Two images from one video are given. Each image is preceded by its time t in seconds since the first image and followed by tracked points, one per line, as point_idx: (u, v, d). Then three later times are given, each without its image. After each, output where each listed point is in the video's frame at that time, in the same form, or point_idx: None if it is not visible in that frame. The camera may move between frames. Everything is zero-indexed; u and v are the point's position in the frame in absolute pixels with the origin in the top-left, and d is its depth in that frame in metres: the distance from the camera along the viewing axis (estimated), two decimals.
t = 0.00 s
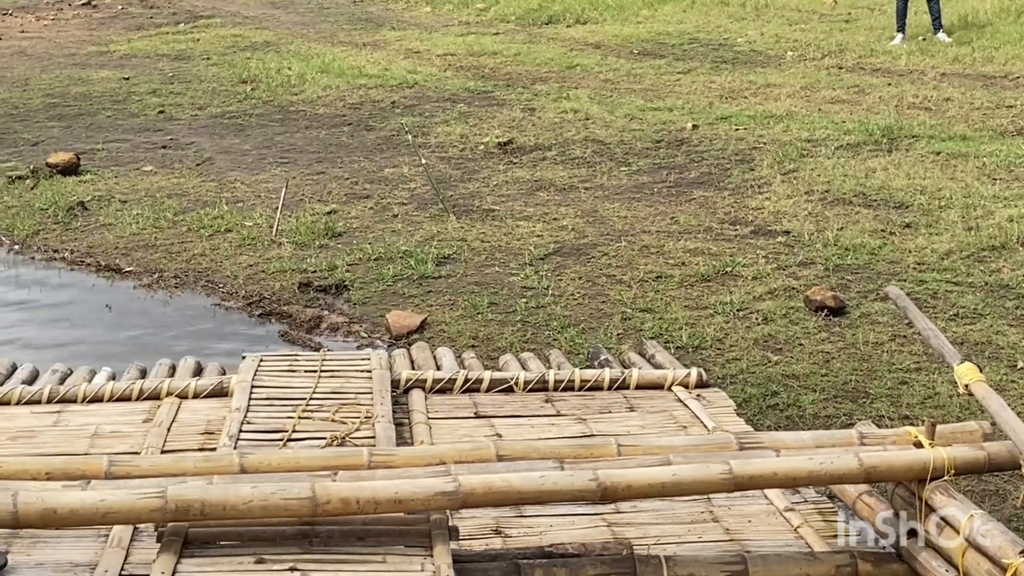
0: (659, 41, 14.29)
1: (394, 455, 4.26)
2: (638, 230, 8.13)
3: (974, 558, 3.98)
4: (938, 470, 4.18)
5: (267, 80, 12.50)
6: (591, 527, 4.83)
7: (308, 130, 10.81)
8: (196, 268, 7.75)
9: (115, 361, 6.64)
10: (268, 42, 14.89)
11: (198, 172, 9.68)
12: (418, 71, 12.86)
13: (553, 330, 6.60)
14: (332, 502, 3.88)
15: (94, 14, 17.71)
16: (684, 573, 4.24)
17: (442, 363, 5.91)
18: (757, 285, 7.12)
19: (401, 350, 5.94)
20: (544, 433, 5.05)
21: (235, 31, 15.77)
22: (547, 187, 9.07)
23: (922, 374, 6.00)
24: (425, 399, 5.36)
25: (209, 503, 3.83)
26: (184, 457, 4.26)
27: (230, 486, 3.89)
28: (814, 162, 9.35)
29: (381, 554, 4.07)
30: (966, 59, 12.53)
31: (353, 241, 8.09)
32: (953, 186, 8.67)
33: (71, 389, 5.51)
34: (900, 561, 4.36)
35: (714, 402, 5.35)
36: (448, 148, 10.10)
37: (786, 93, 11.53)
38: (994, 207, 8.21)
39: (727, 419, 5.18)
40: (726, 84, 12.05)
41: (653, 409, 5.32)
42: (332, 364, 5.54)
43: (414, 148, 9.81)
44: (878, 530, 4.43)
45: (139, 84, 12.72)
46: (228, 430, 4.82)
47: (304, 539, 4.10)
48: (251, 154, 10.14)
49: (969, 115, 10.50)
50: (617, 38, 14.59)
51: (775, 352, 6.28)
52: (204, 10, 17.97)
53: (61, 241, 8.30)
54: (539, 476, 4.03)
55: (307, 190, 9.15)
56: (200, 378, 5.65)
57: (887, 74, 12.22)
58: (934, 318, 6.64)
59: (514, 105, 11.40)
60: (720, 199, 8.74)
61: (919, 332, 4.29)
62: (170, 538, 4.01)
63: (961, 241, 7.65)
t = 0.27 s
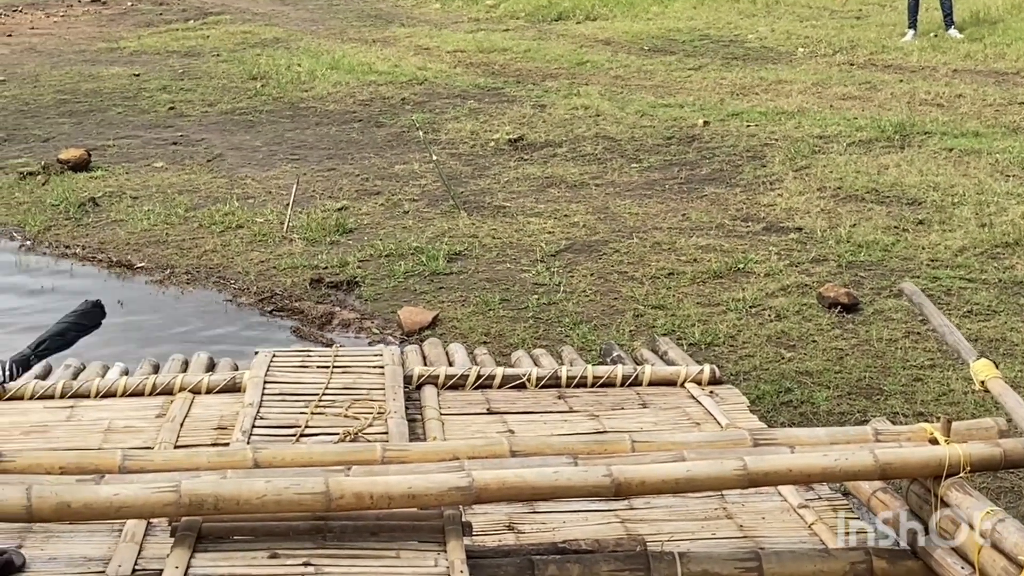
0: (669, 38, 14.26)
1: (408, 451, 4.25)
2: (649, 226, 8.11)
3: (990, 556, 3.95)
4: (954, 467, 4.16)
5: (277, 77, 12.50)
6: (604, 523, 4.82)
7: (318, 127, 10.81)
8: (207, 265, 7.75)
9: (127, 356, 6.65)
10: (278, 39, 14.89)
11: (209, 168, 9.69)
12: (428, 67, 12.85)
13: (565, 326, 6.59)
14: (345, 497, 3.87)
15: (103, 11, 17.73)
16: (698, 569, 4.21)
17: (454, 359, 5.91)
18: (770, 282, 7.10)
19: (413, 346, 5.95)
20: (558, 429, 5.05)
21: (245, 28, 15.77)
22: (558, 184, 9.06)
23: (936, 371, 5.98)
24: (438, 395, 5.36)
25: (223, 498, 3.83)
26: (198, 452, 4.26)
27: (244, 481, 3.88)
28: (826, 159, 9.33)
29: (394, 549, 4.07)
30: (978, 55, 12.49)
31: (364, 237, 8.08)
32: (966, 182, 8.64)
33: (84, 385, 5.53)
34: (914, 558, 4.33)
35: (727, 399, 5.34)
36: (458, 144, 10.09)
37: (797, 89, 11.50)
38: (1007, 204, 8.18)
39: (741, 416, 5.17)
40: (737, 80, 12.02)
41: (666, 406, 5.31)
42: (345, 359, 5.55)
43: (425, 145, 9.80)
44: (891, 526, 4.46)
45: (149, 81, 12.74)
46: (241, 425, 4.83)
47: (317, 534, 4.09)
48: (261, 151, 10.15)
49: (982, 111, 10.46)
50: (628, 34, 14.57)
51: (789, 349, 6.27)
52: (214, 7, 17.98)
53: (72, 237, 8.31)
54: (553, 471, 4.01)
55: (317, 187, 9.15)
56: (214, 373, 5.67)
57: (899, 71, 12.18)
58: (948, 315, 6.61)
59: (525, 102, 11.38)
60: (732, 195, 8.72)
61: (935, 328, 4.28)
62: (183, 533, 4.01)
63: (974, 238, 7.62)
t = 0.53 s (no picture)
0: (679, 35, 14.24)
1: (420, 447, 4.24)
2: (660, 224, 8.11)
3: (1004, 555, 3.94)
4: (968, 466, 4.14)
5: (287, 74, 12.51)
6: (616, 521, 4.82)
7: (328, 124, 10.81)
8: (219, 262, 7.76)
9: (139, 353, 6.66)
10: (288, 36, 14.89)
11: (219, 166, 9.70)
12: (437, 64, 12.84)
13: (576, 324, 6.58)
14: (357, 493, 3.87)
15: (113, 8, 17.75)
16: (710, 567, 4.21)
17: (466, 356, 5.91)
18: (782, 279, 7.09)
19: (425, 344, 5.96)
20: (569, 427, 5.04)
21: (254, 25, 15.78)
22: (568, 181, 9.05)
23: (949, 369, 5.96)
24: (449, 392, 5.38)
25: (235, 493, 3.82)
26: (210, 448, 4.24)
27: (257, 476, 3.88)
28: (838, 156, 9.31)
29: (406, 547, 4.04)
30: (989, 52, 12.44)
31: (375, 234, 8.09)
32: (978, 180, 8.62)
33: (96, 381, 5.54)
34: (927, 557, 4.31)
35: (740, 396, 5.33)
36: (469, 142, 10.09)
37: (808, 86, 11.48)
38: (1020, 202, 8.15)
39: (753, 413, 5.16)
40: (747, 77, 12.00)
41: (678, 404, 5.31)
42: (356, 357, 5.56)
43: (435, 142, 9.80)
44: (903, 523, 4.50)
45: (159, 78, 12.75)
46: (253, 422, 4.83)
47: (329, 531, 4.08)
48: (271, 148, 10.15)
49: (994, 108, 10.43)
50: (637, 31, 14.54)
51: (801, 347, 6.26)
52: (223, 4, 17.99)
53: (83, 234, 8.33)
54: (565, 468, 4.01)
55: (328, 184, 9.16)
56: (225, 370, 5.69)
57: (910, 68, 12.14)
58: (961, 313, 6.59)
59: (535, 99, 11.37)
60: (743, 192, 8.71)
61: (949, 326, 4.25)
62: (195, 529, 4.00)
63: (986, 236, 7.60)
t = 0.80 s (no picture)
0: (689, 32, 14.22)
1: (430, 444, 4.23)
2: (671, 221, 8.10)
3: (1016, 554, 3.93)
4: (980, 464, 4.14)
5: (297, 71, 12.51)
6: (626, 519, 4.81)
7: (338, 121, 10.82)
8: (229, 259, 7.77)
9: (150, 349, 6.68)
10: (297, 33, 14.90)
11: (229, 163, 9.71)
12: (447, 62, 12.84)
13: (586, 321, 6.58)
14: (367, 490, 3.88)
15: (123, 5, 17.78)
16: (721, 566, 4.20)
17: (476, 353, 5.91)
18: (793, 277, 7.07)
19: (435, 341, 5.96)
20: (579, 425, 5.04)
21: (264, 22, 15.79)
22: (579, 179, 9.04)
23: (961, 367, 5.95)
24: (459, 389, 5.39)
25: (245, 490, 3.82)
26: (220, 444, 4.23)
27: (267, 473, 3.88)
28: (849, 154, 9.29)
29: (416, 544, 4.03)
30: (1000, 50, 12.40)
31: (385, 232, 8.09)
32: (990, 177, 8.59)
33: (107, 378, 5.55)
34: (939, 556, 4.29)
35: (751, 394, 5.32)
36: (478, 139, 10.08)
37: (818, 84, 11.45)
38: None
39: (764, 412, 5.15)
40: (757, 75, 11.97)
41: (689, 401, 5.30)
42: (367, 354, 5.57)
43: (445, 139, 9.80)
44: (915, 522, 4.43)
45: (169, 75, 12.77)
46: (264, 419, 4.84)
47: (339, 528, 4.07)
48: (281, 145, 10.16)
49: (1005, 106, 10.39)
50: (647, 28, 14.52)
51: (812, 344, 6.25)
52: (233, 1, 18.00)
53: (94, 231, 8.35)
54: (575, 465, 4.01)
55: (338, 181, 9.17)
56: (237, 367, 5.70)
57: (921, 65, 12.11)
58: (973, 311, 6.57)
59: (544, 96, 11.37)
60: (753, 190, 8.69)
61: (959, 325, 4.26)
62: (206, 526, 4.01)
63: (998, 234, 7.57)
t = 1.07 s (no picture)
0: (698, 30, 14.20)
1: (440, 443, 4.23)
2: (680, 220, 8.09)
3: None
4: (991, 464, 4.12)
5: (306, 69, 12.53)
6: (636, 518, 4.81)
7: (347, 119, 10.83)
8: (239, 257, 7.79)
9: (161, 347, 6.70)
10: (305, 31, 14.91)
11: (238, 161, 9.73)
12: (455, 60, 12.84)
13: (596, 320, 6.58)
14: (377, 488, 3.87)
15: (132, 3, 17.82)
16: (731, 565, 4.20)
17: (486, 351, 5.91)
18: (803, 276, 7.07)
19: (445, 339, 5.97)
20: (589, 424, 5.05)
21: (272, 20, 15.81)
22: (588, 177, 9.04)
23: (972, 367, 5.93)
24: (469, 388, 5.40)
25: (255, 488, 3.82)
26: (230, 442, 4.22)
27: (277, 471, 3.88)
28: (859, 152, 9.27)
29: (426, 543, 4.02)
30: (1010, 48, 12.36)
31: (394, 230, 8.10)
32: (1000, 176, 8.57)
33: (118, 375, 5.57)
34: (949, 555, 4.28)
35: (761, 394, 5.32)
36: (487, 137, 10.08)
37: (828, 82, 11.43)
38: None
39: (774, 411, 5.15)
40: (766, 73, 11.96)
41: (699, 401, 5.30)
42: (377, 352, 5.57)
43: (454, 138, 9.80)
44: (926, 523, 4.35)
45: (178, 73, 12.79)
46: (274, 417, 4.84)
47: (349, 526, 4.07)
48: (290, 144, 10.18)
49: (1015, 105, 10.37)
50: (656, 27, 14.51)
51: (822, 344, 6.24)
52: None
53: (104, 229, 8.37)
54: (585, 464, 4.00)
55: (347, 179, 9.17)
56: (247, 364, 5.71)
57: (931, 63, 12.08)
58: (983, 310, 6.56)
59: (553, 94, 11.37)
60: (763, 188, 8.68)
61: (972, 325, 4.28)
62: (216, 524, 4.01)
63: (1009, 232, 7.55)
